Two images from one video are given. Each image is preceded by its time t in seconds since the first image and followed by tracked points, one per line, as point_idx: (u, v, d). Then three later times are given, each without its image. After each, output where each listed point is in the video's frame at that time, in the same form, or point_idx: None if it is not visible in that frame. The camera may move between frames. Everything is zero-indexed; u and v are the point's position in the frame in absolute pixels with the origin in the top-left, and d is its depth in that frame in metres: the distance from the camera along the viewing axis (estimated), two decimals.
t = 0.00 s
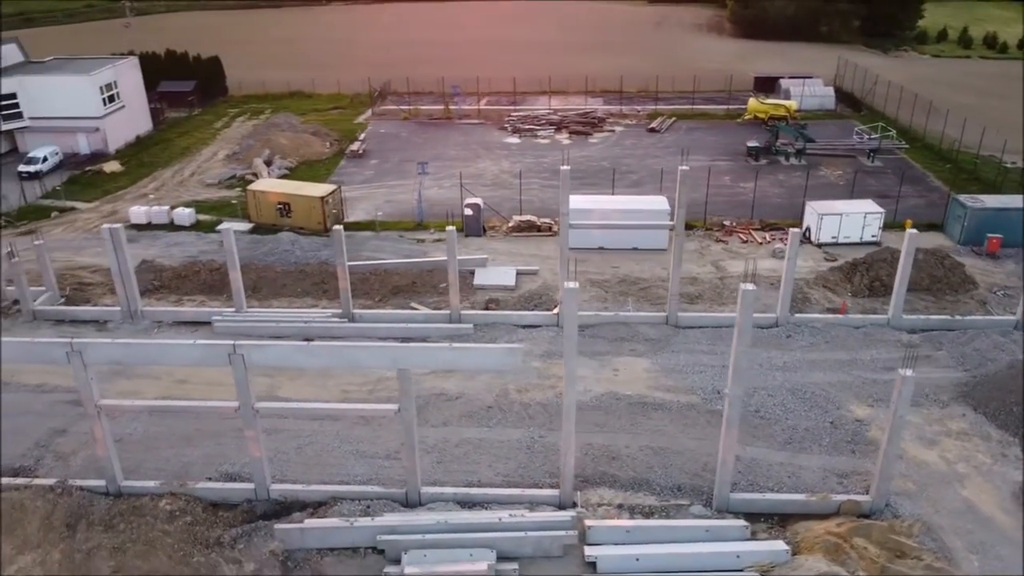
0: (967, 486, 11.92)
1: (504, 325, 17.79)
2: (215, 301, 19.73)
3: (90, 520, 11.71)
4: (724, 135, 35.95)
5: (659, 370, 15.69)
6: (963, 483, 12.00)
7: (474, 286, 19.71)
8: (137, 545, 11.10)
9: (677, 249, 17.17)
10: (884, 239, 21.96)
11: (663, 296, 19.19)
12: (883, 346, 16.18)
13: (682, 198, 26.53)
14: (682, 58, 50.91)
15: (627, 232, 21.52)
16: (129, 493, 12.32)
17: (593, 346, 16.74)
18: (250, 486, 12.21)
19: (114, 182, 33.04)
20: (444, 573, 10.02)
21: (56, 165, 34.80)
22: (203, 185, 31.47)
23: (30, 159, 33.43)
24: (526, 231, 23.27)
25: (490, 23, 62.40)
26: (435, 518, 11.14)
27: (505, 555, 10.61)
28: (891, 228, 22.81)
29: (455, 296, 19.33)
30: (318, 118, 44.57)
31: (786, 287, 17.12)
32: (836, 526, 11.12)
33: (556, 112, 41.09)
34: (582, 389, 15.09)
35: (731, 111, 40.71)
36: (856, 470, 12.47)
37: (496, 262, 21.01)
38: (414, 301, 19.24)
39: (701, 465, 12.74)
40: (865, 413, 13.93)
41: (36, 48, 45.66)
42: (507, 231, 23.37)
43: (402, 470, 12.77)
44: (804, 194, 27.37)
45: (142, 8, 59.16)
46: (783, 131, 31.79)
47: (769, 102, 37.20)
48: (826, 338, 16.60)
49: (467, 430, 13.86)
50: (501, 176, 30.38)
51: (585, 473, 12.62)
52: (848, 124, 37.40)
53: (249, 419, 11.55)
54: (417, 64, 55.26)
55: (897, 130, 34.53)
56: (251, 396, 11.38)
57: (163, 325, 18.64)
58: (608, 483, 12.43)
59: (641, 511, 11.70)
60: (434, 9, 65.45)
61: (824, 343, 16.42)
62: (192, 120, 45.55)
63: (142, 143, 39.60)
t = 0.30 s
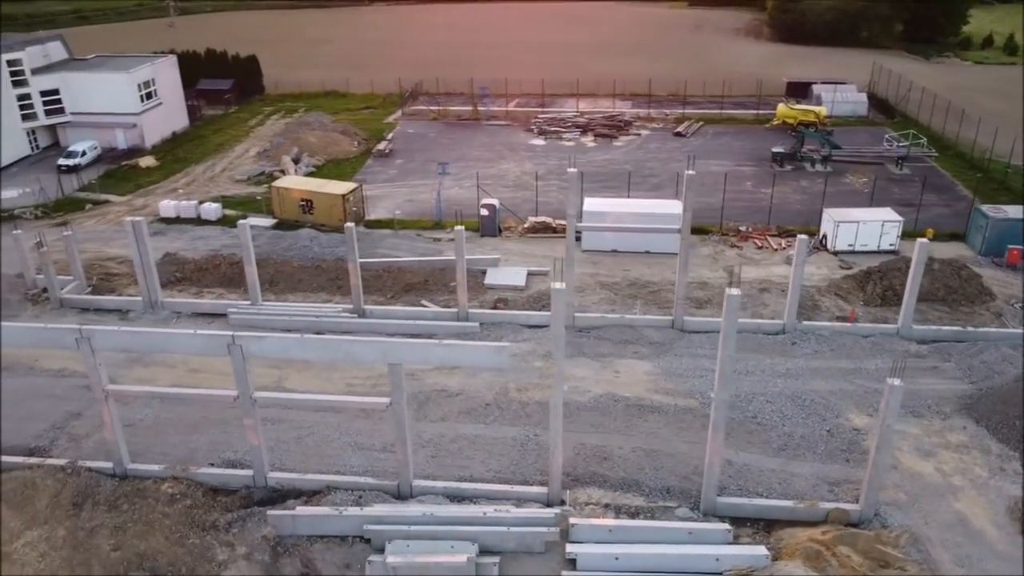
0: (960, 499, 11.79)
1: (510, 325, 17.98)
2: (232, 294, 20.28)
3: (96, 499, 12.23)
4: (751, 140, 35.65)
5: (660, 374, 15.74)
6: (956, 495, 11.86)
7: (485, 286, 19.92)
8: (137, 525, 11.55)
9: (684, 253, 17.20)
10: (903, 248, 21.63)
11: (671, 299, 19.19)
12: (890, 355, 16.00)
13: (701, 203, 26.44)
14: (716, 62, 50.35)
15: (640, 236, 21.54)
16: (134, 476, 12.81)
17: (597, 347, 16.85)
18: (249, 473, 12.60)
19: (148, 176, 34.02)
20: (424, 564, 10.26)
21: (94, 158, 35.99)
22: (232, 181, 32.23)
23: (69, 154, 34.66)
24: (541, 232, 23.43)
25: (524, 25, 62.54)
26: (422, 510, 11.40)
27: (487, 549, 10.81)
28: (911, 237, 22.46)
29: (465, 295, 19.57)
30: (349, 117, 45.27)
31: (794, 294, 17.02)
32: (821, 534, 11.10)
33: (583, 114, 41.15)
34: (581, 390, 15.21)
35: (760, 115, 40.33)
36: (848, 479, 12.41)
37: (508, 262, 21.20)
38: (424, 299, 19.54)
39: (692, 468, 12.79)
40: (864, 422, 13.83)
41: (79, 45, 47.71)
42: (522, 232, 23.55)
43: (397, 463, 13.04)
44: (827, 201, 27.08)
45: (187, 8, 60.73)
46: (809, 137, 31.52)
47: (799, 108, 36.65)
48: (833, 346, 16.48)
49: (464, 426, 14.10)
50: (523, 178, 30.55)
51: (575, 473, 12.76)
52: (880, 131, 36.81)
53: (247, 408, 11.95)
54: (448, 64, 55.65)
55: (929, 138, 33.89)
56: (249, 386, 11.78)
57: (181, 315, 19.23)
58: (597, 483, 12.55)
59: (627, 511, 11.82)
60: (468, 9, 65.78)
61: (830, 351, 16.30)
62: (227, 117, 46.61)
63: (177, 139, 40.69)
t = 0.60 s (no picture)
0: (954, 514, 11.62)
1: (517, 326, 18.19)
2: (252, 288, 20.86)
3: (105, 481, 12.76)
4: (781, 147, 35.27)
5: (662, 378, 15.79)
6: (950, 510, 11.71)
7: (497, 286, 20.18)
8: (140, 507, 12.03)
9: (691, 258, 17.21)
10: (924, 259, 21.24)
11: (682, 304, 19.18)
12: (898, 367, 15.77)
13: (723, 209, 26.29)
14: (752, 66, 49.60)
15: (655, 240, 21.55)
16: (142, 460, 13.32)
17: (601, 350, 16.96)
18: (250, 461, 13.01)
19: (184, 172, 35.03)
20: (405, 555, 10.52)
21: (134, 154, 37.19)
22: (264, 179, 33.02)
23: (110, 149, 35.87)
24: (558, 234, 23.58)
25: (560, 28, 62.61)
26: (410, 503, 11.65)
27: (471, 544, 11.03)
28: (934, 248, 22.06)
29: (477, 295, 19.82)
30: (382, 117, 45.95)
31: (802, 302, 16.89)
32: (806, 543, 11.05)
33: (612, 118, 41.15)
34: (583, 391, 15.36)
35: (793, 121, 39.82)
36: (841, 490, 12.31)
37: (523, 264, 21.40)
38: (437, 297, 19.87)
39: (683, 473, 12.84)
40: (863, 433, 13.68)
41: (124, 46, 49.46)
42: (539, 233, 23.72)
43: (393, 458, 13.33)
44: (852, 210, 26.70)
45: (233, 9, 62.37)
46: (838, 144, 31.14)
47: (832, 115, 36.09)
48: (840, 355, 16.31)
49: (464, 423, 14.35)
50: (546, 180, 30.71)
51: (567, 472, 12.91)
52: (915, 139, 36.07)
53: (248, 398, 12.39)
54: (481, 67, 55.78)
55: (965, 148, 33.13)
56: (249, 377, 12.21)
57: (201, 307, 19.85)
58: (588, 483, 12.68)
59: (614, 513, 11.92)
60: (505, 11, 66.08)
61: (836, 361, 16.14)
62: (265, 116, 47.67)
63: (214, 137, 41.77)
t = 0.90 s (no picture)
0: (947, 530, 11.47)
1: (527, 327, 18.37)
2: (273, 283, 21.44)
3: (116, 464, 13.31)
4: (813, 154, 34.79)
5: (665, 383, 15.82)
6: (944, 526, 11.55)
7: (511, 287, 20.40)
8: (146, 490, 12.52)
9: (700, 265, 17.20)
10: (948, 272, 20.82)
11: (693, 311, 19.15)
12: (908, 380, 15.52)
13: (746, 216, 26.11)
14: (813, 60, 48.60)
15: (671, 246, 21.53)
16: (152, 445, 13.86)
17: (608, 354, 17.04)
18: (253, 450, 13.42)
19: (220, 169, 35.98)
20: (391, 547, 10.80)
21: (173, 151, 38.32)
22: (295, 177, 33.74)
23: (151, 145, 37.03)
24: (576, 238, 23.70)
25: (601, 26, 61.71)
26: (402, 497, 11.92)
27: (457, 538, 11.25)
28: (959, 261, 21.59)
29: (490, 296, 20.05)
30: (416, 118, 46.50)
31: (812, 311, 16.74)
32: (791, 553, 11.03)
33: (643, 123, 41.03)
34: (585, 393, 15.48)
35: (828, 129, 39.21)
36: (834, 502, 12.23)
37: (538, 266, 21.56)
38: (451, 297, 20.17)
39: (676, 478, 12.88)
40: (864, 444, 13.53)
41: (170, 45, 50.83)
42: (557, 237, 23.86)
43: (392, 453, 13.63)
44: (879, 220, 26.26)
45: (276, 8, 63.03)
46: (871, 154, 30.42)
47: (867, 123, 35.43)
48: (849, 367, 16.13)
49: (465, 421, 14.58)
50: (571, 183, 30.81)
51: (560, 473, 13.05)
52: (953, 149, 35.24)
53: (251, 389, 12.82)
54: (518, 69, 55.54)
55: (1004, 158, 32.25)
56: (253, 369, 12.66)
57: (223, 301, 20.47)
58: (580, 485, 12.79)
59: (602, 514, 12.03)
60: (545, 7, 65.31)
61: (844, 372, 15.96)
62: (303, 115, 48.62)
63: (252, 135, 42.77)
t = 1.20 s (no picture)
0: (940, 547, 11.33)
1: (537, 329, 18.52)
2: (294, 280, 21.96)
3: (128, 449, 13.86)
4: (845, 163, 34.24)
5: (669, 390, 15.83)
6: (937, 543, 11.41)
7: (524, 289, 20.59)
8: (153, 476, 13.02)
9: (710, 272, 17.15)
10: (972, 285, 20.35)
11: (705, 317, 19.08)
12: (916, 395, 15.27)
13: (769, 224, 25.86)
14: None
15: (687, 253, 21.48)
16: (164, 433, 14.37)
17: (614, 359, 17.10)
18: (257, 442, 13.83)
19: (255, 167, 36.88)
20: (377, 540, 11.09)
21: (212, 149, 39.36)
22: (326, 177, 34.41)
23: (190, 143, 38.12)
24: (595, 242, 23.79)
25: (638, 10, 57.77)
26: (393, 492, 12.19)
27: (445, 535, 11.50)
28: (984, 275, 21.09)
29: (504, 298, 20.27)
30: (450, 121, 46.95)
31: (822, 321, 16.55)
32: (774, 564, 11.03)
33: (674, 128, 40.80)
34: (588, 397, 15.59)
35: (863, 137, 38.53)
36: (826, 514, 12.14)
37: (554, 270, 21.71)
38: (465, 298, 20.45)
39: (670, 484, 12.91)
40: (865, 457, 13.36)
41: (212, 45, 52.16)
42: (576, 241, 23.97)
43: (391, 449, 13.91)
44: (908, 231, 25.79)
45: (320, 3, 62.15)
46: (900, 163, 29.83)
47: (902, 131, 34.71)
48: (858, 379, 15.93)
49: (466, 421, 14.79)
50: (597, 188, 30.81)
51: (554, 475, 13.18)
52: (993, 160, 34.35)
53: (256, 382, 13.25)
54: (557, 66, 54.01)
55: None
56: (259, 362, 13.09)
57: (245, 295, 21.05)
58: (573, 487, 12.92)
59: (591, 517, 12.14)
60: None
61: (852, 384, 15.76)
62: (339, 116, 49.46)
63: (288, 134, 43.65)
